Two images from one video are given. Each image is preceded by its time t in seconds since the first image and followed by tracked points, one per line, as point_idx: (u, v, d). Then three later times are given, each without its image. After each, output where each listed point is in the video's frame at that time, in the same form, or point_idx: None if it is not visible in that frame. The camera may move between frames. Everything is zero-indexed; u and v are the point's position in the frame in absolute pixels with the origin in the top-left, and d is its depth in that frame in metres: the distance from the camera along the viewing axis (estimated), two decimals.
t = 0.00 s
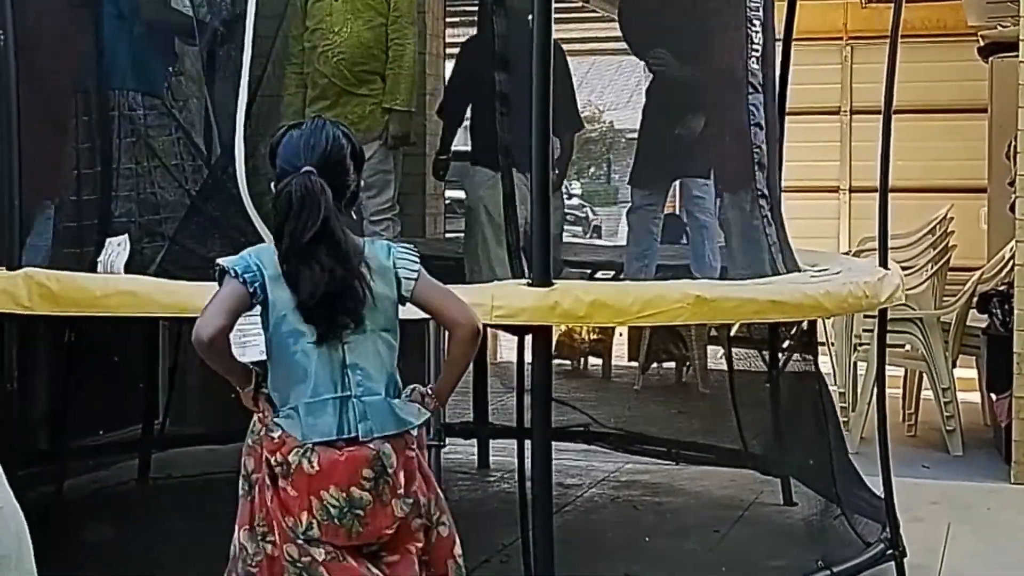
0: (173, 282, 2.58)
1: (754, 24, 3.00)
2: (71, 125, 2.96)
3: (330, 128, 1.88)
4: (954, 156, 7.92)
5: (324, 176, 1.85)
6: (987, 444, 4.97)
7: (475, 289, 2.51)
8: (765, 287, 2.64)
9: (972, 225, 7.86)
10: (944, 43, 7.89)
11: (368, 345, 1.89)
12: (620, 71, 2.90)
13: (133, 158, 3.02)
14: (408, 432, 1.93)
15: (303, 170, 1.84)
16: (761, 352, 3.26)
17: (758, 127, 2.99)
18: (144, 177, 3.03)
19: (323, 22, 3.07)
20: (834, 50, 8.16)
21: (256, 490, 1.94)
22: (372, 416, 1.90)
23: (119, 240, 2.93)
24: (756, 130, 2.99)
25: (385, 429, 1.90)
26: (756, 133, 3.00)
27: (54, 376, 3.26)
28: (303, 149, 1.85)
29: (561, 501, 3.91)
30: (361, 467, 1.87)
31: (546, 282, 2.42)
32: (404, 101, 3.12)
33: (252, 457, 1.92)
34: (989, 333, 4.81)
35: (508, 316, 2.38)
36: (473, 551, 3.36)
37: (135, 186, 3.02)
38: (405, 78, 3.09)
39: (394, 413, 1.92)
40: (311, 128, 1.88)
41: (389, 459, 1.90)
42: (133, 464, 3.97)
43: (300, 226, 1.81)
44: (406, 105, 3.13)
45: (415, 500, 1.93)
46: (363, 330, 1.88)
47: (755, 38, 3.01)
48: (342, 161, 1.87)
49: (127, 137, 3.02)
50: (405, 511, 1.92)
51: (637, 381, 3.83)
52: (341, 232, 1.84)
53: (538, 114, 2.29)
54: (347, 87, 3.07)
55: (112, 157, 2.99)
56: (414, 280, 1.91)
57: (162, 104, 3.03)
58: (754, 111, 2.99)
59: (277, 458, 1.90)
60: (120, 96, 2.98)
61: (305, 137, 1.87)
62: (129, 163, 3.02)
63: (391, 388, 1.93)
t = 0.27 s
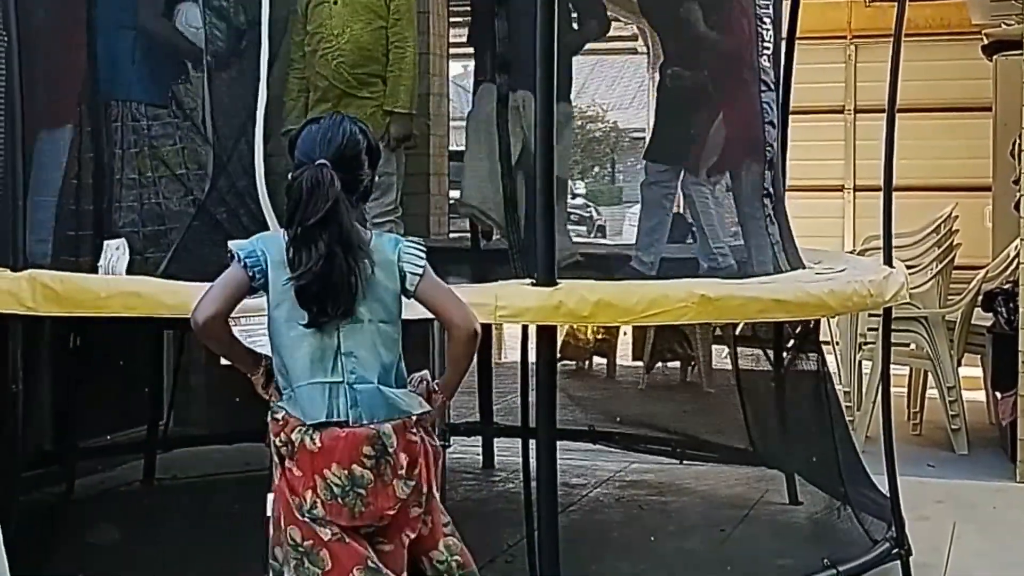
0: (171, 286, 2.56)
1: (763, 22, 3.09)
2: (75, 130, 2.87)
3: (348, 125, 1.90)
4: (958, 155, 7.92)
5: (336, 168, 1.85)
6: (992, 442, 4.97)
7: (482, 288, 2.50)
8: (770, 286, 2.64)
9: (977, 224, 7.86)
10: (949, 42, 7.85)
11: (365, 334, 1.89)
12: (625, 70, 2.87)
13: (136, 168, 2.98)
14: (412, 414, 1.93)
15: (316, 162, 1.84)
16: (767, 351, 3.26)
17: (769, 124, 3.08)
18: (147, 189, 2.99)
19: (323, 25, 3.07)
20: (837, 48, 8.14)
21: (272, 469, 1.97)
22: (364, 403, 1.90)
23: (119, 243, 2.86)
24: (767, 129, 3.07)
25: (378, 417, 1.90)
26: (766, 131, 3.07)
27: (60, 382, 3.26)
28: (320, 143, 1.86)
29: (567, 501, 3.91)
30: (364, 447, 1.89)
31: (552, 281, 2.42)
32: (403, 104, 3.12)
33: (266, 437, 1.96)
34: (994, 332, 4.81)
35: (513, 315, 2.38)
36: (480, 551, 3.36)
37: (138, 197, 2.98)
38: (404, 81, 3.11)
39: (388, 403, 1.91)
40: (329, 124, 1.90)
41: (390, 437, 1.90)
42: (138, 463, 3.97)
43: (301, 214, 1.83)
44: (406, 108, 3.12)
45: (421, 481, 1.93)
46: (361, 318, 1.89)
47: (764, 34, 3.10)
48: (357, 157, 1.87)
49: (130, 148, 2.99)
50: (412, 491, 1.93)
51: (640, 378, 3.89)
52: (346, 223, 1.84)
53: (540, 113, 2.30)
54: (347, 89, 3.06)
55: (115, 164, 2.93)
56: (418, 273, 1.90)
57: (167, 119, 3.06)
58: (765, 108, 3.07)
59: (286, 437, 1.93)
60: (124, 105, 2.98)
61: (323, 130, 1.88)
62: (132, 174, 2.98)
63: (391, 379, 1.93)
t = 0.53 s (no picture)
0: (178, 285, 2.57)
1: (770, 24, 3.10)
2: (79, 119, 2.87)
3: (378, 139, 1.90)
4: (963, 154, 7.91)
5: (364, 183, 1.85)
6: (997, 442, 4.97)
7: (488, 289, 2.50)
8: (776, 285, 2.63)
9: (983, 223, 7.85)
10: (954, 41, 7.86)
11: (372, 339, 1.89)
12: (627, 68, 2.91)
13: (143, 155, 2.98)
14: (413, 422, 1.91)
15: (345, 177, 1.84)
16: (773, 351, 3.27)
17: (775, 126, 3.08)
18: (155, 175, 2.99)
19: (325, 16, 3.04)
20: (842, 48, 8.14)
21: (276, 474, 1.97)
22: (365, 405, 1.89)
23: (130, 239, 2.89)
24: (773, 131, 3.08)
25: (380, 421, 1.89)
26: (772, 134, 3.08)
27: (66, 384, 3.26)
28: (350, 156, 1.86)
29: (572, 501, 3.91)
30: (361, 449, 1.87)
31: (558, 281, 2.42)
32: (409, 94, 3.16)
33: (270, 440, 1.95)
34: (999, 331, 4.81)
35: (518, 315, 2.38)
36: (486, 551, 3.36)
37: (146, 183, 2.98)
38: (408, 73, 3.14)
39: (388, 408, 1.90)
40: (360, 137, 1.90)
41: (389, 443, 1.88)
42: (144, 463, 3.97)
43: (324, 225, 1.83)
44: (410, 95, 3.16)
45: (421, 490, 1.90)
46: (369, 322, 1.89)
47: (771, 36, 3.11)
48: (386, 172, 1.87)
49: (137, 133, 2.99)
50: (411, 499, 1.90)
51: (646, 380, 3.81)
52: (367, 238, 1.84)
53: (547, 109, 2.31)
54: (349, 81, 3.07)
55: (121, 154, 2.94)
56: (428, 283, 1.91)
57: (174, 105, 3.03)
58: (772, 109, 3.08)
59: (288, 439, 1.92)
60: (131, 91, 2.96)
61: (353, 143, 1.88)
62: (139, 159, 2.98)
63: (393, 385, 1.93)
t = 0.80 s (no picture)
0: (183, 288, 2.59)
1: (769, 23, 3.08)
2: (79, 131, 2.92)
3: (416, 158, 2.14)
4: (967, 152, 7.90)
5: (396, 207, 2.11)
6: (1002, 441, 4.96)
7: (493, 288, 2.50)
8: (779, 285, 2.63)
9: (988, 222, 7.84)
10: (958, 40, 7.86)
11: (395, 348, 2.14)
12: (629, 71, 2.93)
13: (144, 174, 2.98)
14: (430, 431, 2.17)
15: (379, 200, 2.09)
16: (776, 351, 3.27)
17: (775, 124, 3.10)
18: (154, 195, 2.98)
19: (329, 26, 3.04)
20: (846, 47, 8.14)
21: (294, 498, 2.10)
22: (390, 402, 2.15)
23: (132, 244, 2.92)
24: (773, 130, 3.10)
25: (402, 413, 2.15)
26: (773, 133, 3.09)
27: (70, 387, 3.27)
28: (386, 177, 2.11)
29: (576, 501, 3.91)
30: (390, 471, 2.09)
31: (561, 281, 2.42)
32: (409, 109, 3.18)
33: (290, 466, 2.08)
34: (1003, 330, 4.80)
35: (522, 314, 2.39)
36: (489, 551, 3.36)
37: (144, 204, 2.97)
38: (410, 85, 3.15)
39: (410, 403, 2.17)
40: (398, 152, 2.15)
41: (415, 467, 2.12)
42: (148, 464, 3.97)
43: (358, 240, 2.07)
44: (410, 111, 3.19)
45: (435, 507, 2.17)
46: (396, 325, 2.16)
47: (770, 35, 3.10)
48: (416, 195, 2.12)
49: (137, 153, 2.99)
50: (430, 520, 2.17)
51: (650, 380, 3.86)
52: (398, 257, 2.09)
53: (550, 110, 2.31)
54: (351, 89, 3.05)
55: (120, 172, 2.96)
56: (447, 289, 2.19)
57: (177, 126, 3.02)
58: (772, 108, 3.09)
59: (315, 463, 2.07)
60: (134, 112, 2.98)
61: (390, 163, 2.12)
62: (138, 180, 2.98)
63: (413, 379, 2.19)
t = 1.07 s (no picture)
0: (187, 287, 2.59)
1: (772, 21, 3.11)
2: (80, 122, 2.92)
3: (407, 150, 2.21)
4: (968, 152, 7.90)
5: (392, 198, 2.19)
6: (1003, 441, 4.96)
7: (495, 287, 2.51)
8: (781, 284, 2.63)
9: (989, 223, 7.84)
10: (959, 40, 7.86)
11: (400, 336, 2.23)
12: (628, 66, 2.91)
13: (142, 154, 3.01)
14: (441, 426, 2.23)
15: (375, 193, 2.17)
16: (778, 350, 3.28)
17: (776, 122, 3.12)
18: (152, 173, 3.01)
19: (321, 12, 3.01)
20: (847, 46, 8.14)
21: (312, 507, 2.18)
22: (398, 391, 2.22)
23: (136, 242, 2.91)
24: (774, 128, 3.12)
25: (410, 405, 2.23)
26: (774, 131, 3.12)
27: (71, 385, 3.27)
28: (378, 171, 2.18)
29: (577, 500, 3.91)
30: (400, 465, 2.17)
31: (564, 280, 2.43)
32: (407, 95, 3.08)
33: (306, 473, 2.17)
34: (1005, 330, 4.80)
35: (525, 312, 2.39)
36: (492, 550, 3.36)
37: (145, 181, 3.00)
38: (407, 72, 3.06)
39: (418, 390, 2.24)
40: (391, 144, 2.22)
41: (425, 464, 2.19)
42: (150, 464, 3.98)
43: (355, 236, 2.16)
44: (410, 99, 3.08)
45: (448, 504, 2.24)
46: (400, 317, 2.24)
47: (773, 32, 3.12)
48: (411, 185, 2.20)
49: (136, 131, 3.01)
50: (441, 511, 2.24)
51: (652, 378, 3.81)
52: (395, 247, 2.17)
53: (552, 110, 2.31)
54: (348, 74, 3.02)
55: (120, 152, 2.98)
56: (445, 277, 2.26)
57: (176, 102, 3.02)
58: (773, 106, 3.12)
59: (330, 464, 2.16)
60: (131, 90, 2.98)
61: (384, 156, 2.20)
62: (138, 158, 3.00)
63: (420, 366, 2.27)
